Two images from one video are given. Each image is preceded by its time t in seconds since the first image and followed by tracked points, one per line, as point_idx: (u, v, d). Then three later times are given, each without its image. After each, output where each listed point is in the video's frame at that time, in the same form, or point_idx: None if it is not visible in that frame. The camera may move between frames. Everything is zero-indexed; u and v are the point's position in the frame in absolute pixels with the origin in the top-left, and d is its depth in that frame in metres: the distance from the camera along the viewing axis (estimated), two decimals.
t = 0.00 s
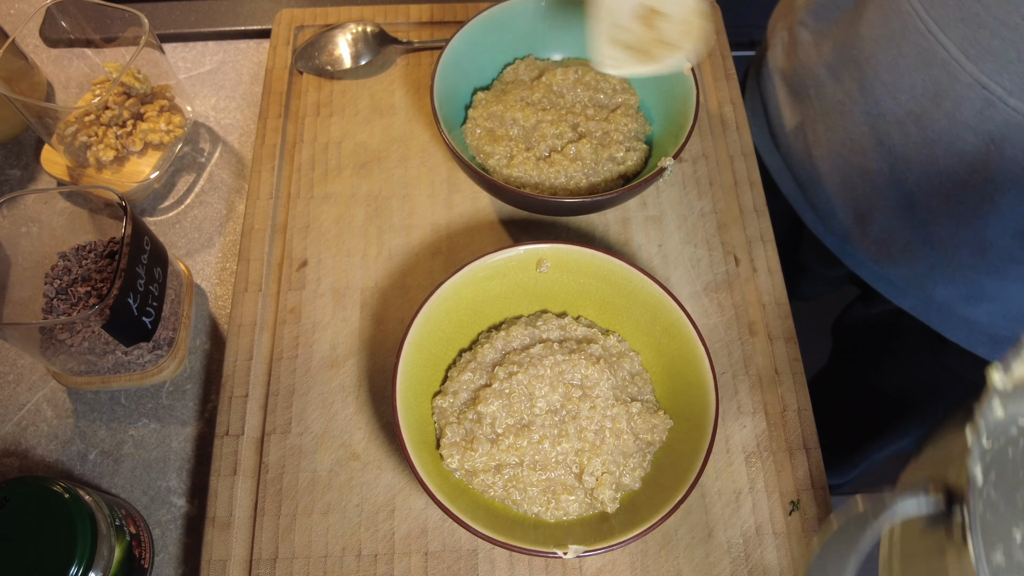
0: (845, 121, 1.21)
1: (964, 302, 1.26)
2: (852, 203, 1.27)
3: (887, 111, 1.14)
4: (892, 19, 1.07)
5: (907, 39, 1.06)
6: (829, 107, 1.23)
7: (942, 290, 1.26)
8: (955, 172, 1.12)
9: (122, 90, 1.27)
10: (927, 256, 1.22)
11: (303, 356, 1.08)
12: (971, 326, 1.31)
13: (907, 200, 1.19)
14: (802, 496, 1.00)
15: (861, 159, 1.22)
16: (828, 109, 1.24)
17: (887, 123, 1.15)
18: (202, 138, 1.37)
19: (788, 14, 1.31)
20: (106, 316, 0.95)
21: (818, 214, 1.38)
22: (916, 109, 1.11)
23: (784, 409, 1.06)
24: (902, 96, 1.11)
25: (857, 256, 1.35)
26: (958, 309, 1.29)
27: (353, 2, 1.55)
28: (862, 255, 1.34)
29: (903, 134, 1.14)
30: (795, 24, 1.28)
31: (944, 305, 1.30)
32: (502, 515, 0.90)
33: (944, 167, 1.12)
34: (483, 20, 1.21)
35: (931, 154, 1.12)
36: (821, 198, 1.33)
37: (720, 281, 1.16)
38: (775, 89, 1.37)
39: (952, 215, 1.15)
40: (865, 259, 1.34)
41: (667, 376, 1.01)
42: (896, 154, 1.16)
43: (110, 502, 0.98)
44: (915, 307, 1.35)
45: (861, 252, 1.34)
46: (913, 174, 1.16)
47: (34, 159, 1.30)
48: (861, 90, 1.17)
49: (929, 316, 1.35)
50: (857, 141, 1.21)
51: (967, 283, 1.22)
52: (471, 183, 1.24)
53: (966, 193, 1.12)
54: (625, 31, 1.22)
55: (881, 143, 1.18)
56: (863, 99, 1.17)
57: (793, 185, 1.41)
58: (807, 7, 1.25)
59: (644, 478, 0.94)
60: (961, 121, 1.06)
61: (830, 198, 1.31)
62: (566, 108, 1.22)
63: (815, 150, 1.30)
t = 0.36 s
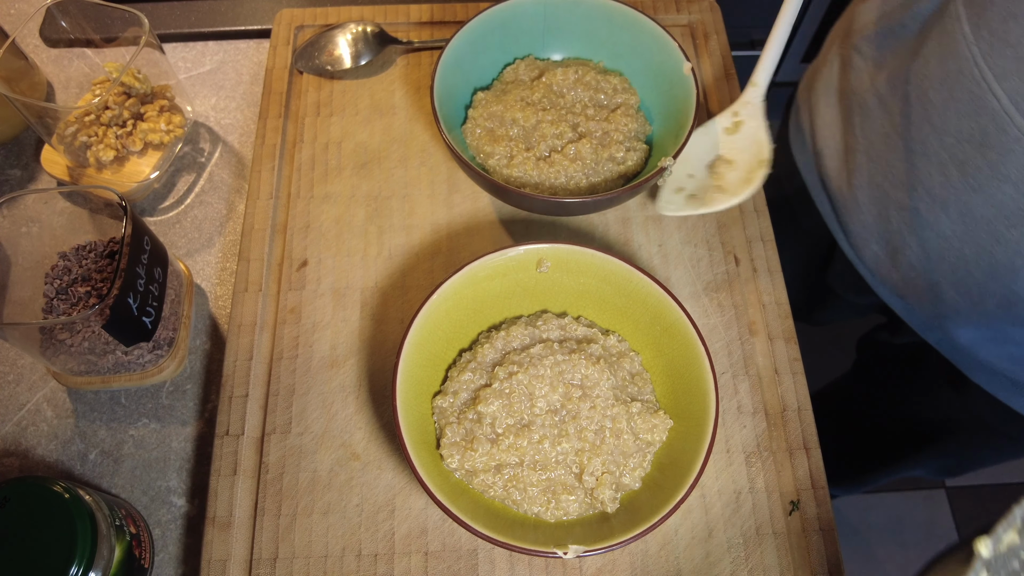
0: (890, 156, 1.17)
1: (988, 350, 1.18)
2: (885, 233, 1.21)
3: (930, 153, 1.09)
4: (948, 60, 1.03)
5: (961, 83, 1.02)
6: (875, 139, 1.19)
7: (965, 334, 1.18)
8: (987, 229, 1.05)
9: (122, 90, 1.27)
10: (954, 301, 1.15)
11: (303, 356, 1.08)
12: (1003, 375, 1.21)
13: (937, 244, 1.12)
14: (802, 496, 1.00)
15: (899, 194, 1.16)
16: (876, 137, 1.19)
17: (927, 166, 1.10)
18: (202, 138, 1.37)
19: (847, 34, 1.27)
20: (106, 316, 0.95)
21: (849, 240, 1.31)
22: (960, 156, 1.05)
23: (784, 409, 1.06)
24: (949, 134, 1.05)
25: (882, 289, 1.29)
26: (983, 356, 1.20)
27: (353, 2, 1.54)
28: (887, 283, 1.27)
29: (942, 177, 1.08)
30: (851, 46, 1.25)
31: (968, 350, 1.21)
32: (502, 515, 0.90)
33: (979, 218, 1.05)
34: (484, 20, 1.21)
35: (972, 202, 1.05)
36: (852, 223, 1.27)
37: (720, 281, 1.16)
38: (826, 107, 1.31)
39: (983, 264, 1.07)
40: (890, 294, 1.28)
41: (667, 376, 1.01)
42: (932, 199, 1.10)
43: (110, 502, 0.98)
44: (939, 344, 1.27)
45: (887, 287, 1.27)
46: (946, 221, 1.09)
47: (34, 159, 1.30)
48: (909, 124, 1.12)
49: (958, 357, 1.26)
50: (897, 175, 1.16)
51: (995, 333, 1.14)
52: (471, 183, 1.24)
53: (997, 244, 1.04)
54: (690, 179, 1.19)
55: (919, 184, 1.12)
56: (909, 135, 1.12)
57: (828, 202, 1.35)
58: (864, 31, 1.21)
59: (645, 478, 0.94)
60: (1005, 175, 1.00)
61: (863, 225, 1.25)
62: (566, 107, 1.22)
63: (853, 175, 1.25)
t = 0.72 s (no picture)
0: (924, 184, 1.11)
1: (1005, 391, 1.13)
2: (911, 260, 1.16)
3: (969, 185, 1.03)
4: (998, 90, 0.98)
5: (1009, 114, 0.97)
6: (911, 164, 1.14)
7: (982, 371, 1.13)
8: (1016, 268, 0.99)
9: (122, 90, 1.27)
10: (974, 335, 1.09)
11: (303, 356, 1.08)
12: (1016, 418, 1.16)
13: (965, 276, 1.07)
14: (802, 496, 1.00)
15: (930, 223, 1.10)
16: (912, 160, 1.13)
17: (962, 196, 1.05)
18: (202, 138, 1.37)
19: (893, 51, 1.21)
20: (106, 316, 0.95)
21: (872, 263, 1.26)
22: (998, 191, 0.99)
23: (784, 409, 1.06)
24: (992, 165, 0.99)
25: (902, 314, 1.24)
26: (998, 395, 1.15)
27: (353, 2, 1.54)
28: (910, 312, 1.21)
29: (977, 209, 1.02)
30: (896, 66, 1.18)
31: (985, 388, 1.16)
32: (502, 515, 0.90)
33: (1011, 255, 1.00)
34: (484, 20, 1.21)
35: (1006, 237, 0.99)
36: (877, 244, 1.22)
37: (720, 281, 1.16)
38: (864, 125, 1.24)
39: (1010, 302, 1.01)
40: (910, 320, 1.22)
41: (667, 377, 1.01)
42: (965, 230, 1.05)
43: (110, 502, 0.98)
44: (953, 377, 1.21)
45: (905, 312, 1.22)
46: (976, 254, 1.04)
47: (34, 159, 1.30)
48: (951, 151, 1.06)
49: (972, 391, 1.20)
50: (929, 204, 1.10)
51: (1013, 375, 1.08)
52: (472, 183, 1.24)
53: None
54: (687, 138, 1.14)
55: (954, 214, 1.06)
56: (948, 164, 1.06)
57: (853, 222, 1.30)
58: (911, 51, 1.14)
59: (645, 478, 0.94)
60: None
61: (890, 249, 1.20)
62: (567, 107, 1.22)
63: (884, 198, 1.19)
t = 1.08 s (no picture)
0: (926, 194, 1.09)
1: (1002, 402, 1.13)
2: (911, 269, 1.16)
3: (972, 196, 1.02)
4: (1005, 101, 0.96)
5: (1017, 126, 0.95)
6: (915, 172, 1.12)
7: (980, 382, 1.13)
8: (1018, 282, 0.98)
9: (122, 90, 1.27)
10: (975, 346, 1.09)
11: (302, 356, 1.08)
12: (1011, 430, 1.15)
13: (966, 288, 1.06)
14: (802, 496, 1.00)
15: (933, 233, 1.09)
16: (915, 168, 1.12)
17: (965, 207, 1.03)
18: (202, 138, 1.37)
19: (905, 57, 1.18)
20: (106, 316, 0.95)
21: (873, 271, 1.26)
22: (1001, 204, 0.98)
23: (784, 409, 1.06)
24: (993, 179, 0.98)
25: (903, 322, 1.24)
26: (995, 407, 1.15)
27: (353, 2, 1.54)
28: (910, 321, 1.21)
29: (980, 221, 1.01)
30: (906, 73, 1.16)
31: (982, 399, 1.16)
32: (502, 515, 0.90)
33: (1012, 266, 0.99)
34: (483, 20, 1.21)
35: (1010, 253, 0.98)
36: (880, 251, 1.22)
37: (720, 281, 1.16)
38: (871, 132, 1.24)
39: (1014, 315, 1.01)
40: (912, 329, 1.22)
41: (667, 377, 1.01)
42: (968, 242, 1.04)
43: (109, 502, 0.97)
44: (951, 385, 1.22)
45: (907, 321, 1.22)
46: (979, 266, 1.03)
47: (34, 160, 1.30)
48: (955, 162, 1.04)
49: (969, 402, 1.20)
50: (933, 215, 1.09)
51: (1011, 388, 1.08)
52: (472, 183, 1.24)
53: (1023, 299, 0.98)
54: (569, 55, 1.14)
55: (957, 225, 1.05)
56: (952, 174, 1.05)
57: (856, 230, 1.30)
58: (920, 58, 1.12)
59: (645, 478, 0.95)
60: None
61: (892, 257, 1.20)
62: (567, 107, 1.22)
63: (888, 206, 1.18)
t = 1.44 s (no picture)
0: (926, 203, 1.09)
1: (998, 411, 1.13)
2: (911, 278, 1.15)
3: (972, 206, 1.02)
4: (1010, 109, 0.96)
5: (1022, 134, 0.95)
6: (914, 180, 1.12)
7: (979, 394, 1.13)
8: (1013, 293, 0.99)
9: (122, 90, 1.27)
10: (976, 356, 1.09)
11: (302, 356, 1.08)
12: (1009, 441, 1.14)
13: (969, 297, 1.06)
14: (802, 496, 1.00)
15: (933, 242, 1.09)
16: (915, 176, 1.12)
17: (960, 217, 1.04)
18: (202, 138, 1.37)
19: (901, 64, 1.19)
20: (106, 316, 0.95)
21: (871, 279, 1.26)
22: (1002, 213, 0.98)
23: (784, 409, 1.06)
24: (995, 188, 0.98)
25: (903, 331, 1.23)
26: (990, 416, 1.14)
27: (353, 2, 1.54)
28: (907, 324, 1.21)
29: (983, 230, 1.01)
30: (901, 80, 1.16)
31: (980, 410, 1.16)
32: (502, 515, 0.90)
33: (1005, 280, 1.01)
34: (483, 20, 1.21)
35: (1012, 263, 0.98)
36: (879, 260, 1.22)
37: (720, 281, 1.16)
38: (866, 139, 1.25)
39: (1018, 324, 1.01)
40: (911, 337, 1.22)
41: (667, 377, 1.01)
42: (969, 251, 1.04)
43: (109, 502, 0.97)
44: (949, 396, 1.20)
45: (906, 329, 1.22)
46: (981, 276, 1.03)
47: (34, 160, 1.30)
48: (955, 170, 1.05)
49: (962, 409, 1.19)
50: (933, 224, 1.09)
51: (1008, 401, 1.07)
52: (472, 183, 1.24)
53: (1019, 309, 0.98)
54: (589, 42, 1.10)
55: (958, 234, 1.05)
56: (953, 183, 1.04)
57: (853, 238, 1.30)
58: (918, 66, 1.12)
59: (644, 478, 0.95)
60: None
61: (890, 265, 1.20)
62: (567, 108, 1.22)
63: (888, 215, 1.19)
